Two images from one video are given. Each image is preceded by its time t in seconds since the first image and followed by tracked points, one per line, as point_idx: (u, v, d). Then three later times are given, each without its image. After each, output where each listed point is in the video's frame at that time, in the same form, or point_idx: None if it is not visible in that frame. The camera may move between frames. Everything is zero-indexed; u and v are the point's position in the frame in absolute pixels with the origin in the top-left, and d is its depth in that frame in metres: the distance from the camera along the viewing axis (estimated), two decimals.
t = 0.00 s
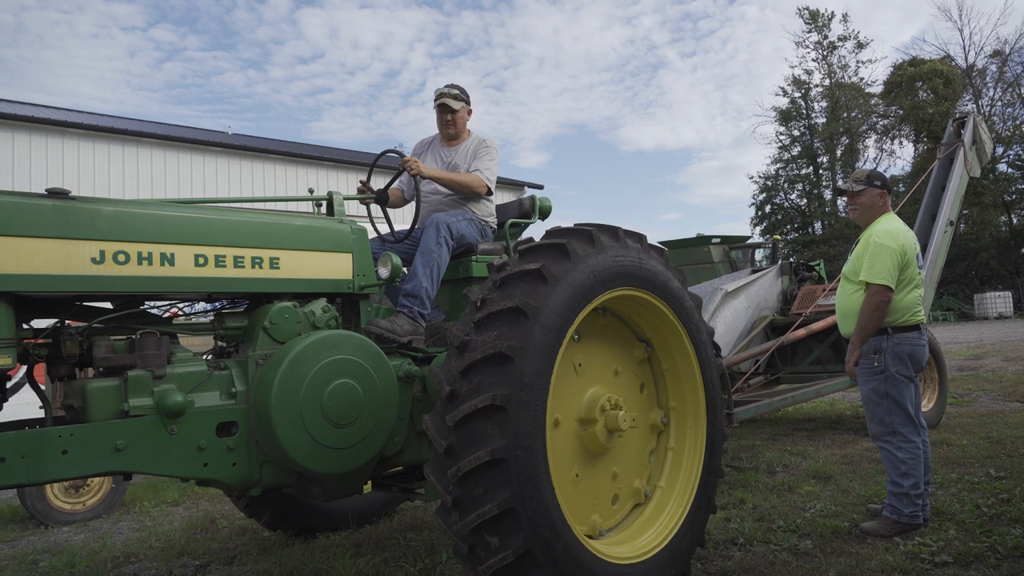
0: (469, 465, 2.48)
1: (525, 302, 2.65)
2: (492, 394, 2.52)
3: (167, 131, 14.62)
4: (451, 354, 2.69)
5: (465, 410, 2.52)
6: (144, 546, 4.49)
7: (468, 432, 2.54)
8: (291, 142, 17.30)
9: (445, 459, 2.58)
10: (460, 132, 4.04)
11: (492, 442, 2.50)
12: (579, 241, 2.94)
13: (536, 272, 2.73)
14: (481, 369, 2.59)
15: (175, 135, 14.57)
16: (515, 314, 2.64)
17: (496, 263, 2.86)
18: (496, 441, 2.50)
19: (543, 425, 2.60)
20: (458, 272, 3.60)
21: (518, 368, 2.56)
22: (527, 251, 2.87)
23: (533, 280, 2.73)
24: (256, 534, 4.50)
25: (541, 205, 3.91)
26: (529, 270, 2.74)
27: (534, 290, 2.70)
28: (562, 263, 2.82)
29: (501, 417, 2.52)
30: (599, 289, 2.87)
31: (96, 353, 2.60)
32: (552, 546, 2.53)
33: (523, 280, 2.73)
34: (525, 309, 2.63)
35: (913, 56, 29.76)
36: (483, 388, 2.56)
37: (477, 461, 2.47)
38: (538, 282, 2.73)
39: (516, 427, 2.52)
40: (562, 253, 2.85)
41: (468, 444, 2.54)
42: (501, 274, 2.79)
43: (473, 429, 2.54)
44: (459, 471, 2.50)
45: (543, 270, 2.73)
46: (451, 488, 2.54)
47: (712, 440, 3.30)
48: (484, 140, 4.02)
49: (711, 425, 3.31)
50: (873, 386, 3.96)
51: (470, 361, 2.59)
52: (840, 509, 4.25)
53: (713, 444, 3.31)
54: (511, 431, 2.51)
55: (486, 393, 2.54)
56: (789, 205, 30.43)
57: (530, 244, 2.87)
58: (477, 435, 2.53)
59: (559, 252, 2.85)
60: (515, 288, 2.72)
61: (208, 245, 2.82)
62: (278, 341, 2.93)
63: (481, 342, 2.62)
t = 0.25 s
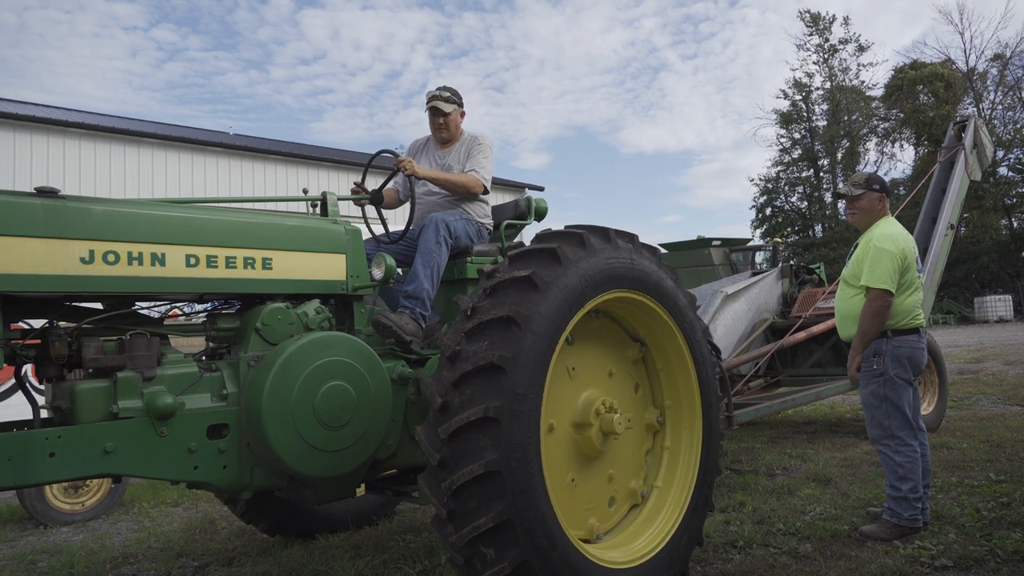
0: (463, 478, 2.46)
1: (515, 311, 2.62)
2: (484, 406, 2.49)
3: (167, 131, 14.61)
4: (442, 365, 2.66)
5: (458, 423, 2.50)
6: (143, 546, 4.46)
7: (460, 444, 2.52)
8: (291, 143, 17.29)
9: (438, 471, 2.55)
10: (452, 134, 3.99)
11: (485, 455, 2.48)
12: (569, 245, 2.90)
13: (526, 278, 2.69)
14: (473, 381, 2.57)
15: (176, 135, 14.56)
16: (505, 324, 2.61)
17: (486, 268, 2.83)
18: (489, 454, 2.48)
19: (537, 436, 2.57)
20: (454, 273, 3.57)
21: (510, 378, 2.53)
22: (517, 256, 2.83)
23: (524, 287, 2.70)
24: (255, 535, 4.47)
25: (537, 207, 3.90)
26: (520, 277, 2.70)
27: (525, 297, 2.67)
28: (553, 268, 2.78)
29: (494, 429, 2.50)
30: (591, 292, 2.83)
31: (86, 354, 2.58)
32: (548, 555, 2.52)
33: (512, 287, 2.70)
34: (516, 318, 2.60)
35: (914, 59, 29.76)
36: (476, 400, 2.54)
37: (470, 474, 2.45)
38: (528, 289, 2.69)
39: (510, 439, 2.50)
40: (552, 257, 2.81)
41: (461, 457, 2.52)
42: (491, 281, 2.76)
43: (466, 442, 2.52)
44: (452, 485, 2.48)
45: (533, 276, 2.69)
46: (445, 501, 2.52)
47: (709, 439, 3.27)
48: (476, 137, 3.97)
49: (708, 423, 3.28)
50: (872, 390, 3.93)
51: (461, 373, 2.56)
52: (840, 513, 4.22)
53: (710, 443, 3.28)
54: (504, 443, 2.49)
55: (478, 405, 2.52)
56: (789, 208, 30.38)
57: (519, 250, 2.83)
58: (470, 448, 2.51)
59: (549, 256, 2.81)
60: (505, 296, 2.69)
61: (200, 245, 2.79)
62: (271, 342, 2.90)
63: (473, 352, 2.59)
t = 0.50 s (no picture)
0: (457, 493, 2.43)
1: (506, 321, 2.59)
2: (477, 420, 2.46)
3: (167, 133, 14.59)
4: (432, 378, 2.60)
5: (451, 437, 2.46)
6: (142, 549, 4.43)
7: (454, 458, 2.49)
8: (291, 146, 17.27)
9: (432, 485, 2.52)
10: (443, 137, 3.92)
11: (479, 469, 2.45)
12: (559, 250, 2.86)
13: (516, 287, 2.65)
14: (464, 394, 2.53)
15: (176, 138, 14.54)
16: (496, 335, 2.58)
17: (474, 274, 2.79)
18: (483, 468, 2.45)
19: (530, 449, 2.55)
20: (449, 275, 3.54)
21: (503, 391, 2.50)
22: (507, 263, 2.77)
23: (514, 296, 2.66)
24: (255, 538, 4.43)
25: (533, 209, 3.86)
26: (509, 286, 2.66)
27: (516, 306, 2.63)
28: (543, 275, 2.74)
29: (487, 443, 2.47)
30: (583, 298, 2.81)
31: (74, 358, 2.55)
32: (545, 564, 2.51)
33: (501, 295, 2.66)
34: (506, 329, 2.56)
35: (914, 62, 29.76)
36: (468, 413, 2.50)
37: (465, 489, 2.42)
38: (519, 298, 2.65)
39: (504, 453, 2.47)
40: (542, 264, 2.77)
41: (455, 471, 2.48)
42: (480, 290, 2.71)
43: (460, 455, 2.48)
44: (447, 499, 2.45)
45: (523, 284, 2.65)
46: (440, 515, 2.49)
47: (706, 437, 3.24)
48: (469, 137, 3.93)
49: (704, 422, 3.25)
50: (867, 394, 3.90)
51: (452, 386, 2.52)
52: (840, 516, 4.18)
53: (707, 441, 3.26)
54: (498, 456, 2.46)
55: (471, 419, 2.48)
56: (789, 211, 30.33)
57: (508, 256, 2.78)
58: (464, 462, 2.48)
59: (538, 263, 2.77)
60: (495, 306, 2.64)
61: (191, 247, 2.76)
62: (263, 345, 2.87)
63: (463, 365, 2.55)
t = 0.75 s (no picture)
0: (449, 507, 2.40)
1: (493, 331, 2.55)
2: (467, 434, 2.43)
3: (165, 135, 14.56)
4: (420, 391, 2.58)
5: (440, 452, 2.43)
6: (139, 552, 4.39)
7: (444, 471, 2.46)
8: (288, 148, 17.24)
9: (424, 499, 2.49)
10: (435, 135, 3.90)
11: (470, 483, 2.42)
12: (546, 254, 2.82)
13: (502, 295, 2.62)
14: (453, 407, 2.50)
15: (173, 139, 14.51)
16: (484, 345, 2.55)
17: (461, 281, 2.76)
18: (475, 481, 2.42)
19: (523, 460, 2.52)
20: (441, 276, 3.51)
21: (492, 403, 2.47)
22: (494, 270, 2.74)
23: (501, 305, 2.62)
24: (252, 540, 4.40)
25: (526, 210, 3.83)
26: (496, 294, 2.63)
27: (503, 316, 2.60)
28: (530, 281, 2.70)
29: (478, 456, 2.43)
30: (572, 302, 2.77)
31: (59, 361, 2.51)
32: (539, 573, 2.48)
33: (489, 302, 2.63)
34: (494, 338, 2.53)
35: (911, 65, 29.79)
36: (457, 427, 2.47)
37: (456, 504, 2.39)
38: (506, 307, 2.62)
39: (495, 467, 2.44)
40: (530, 270, 2.74)
41: (446, 485, 2.45)
42: (467, 299, 2.68)
43: (450, 469, 2.45)
44: (439, 514, 2.42)
45: (511, 292, 2.62)
46: (432, 529, 2.46)
47: (699, 437, 3.21)
48: (461, 137, 3.90)
49: (697, 422, 3.22)
50: (860, 399, 3.85)
51: (440, 399, 2.49)
52: (837, 518, 4.15)
53: (700, 442, 3.23)
54: (489, 469, 2.43)
55: (460, 433, 2.45)
56: (787, 213, 30.35)
57: (495, 263, 2.75)
58: (455, 475, 2.44)
59: (525, 269, 2.73)
60: (482, 315, 2.62)
61: (178, 249, 2.73)
62: (251, 347, 2.83)
63: (451, 377, 2.53)
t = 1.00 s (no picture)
0: (452, 504, 2.40)
1: (497, 329, 2.57)
2: (471, 430, 2.44)
3: (165, 137, 14.57)
4: (425, 388, 2.59)
5: (444, 448, 2.44)
6: (139, 554, 4.40)
7: (448, 469, 2.46)
8: (289, 150, 17.25)
9: (426, 496, 2.49)
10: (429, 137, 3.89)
11: (473, 480, 2.43)
12: (551, 255, 2.83)
13: (507, 295, 2.63)
14: (457, 404, 2.51)
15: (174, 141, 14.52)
16: (488, 344, 2.56)
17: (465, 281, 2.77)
18: (478, 478, 2.43)
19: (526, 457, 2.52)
20: (442, 279, 3.51)
21: (496, 401, 2.48)
22: (499, 270, 2.75)
23: (506, 304, 2.64)
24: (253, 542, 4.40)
25: (527, 212, 3.86)
26: (501, 294, 2.64)
27: (507, 314, 2.61)
28: (535, 281, 2.71)
29: (480, 453, 2.44)
30: (575, 303, 2.78)
31: (63, 363, 2.52)
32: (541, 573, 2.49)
33: (493, 302, 2.64)
34: (498, 337, 2.54)
35: (911, 67, 29.80)
36: (461, 424, 2.48)
37: (459, 500, 2.40)
38: (511, 305, 2.63)
39: (498, 463, 2.44)
40: (534, 270, 2.75)
41: (449, 481, 2.46)
42: (472, 298, 2.69)
43: (454, 466, 2.46)
44: (442, 510, 2.42)
45: (515, 291, 2.63)
46: (435, 526, 2.46)
47: (701, 441, 3.22)
48: (456, 140, 3.88)
49: (699, 426, 3.23)
50: (858, 406, 3.84)
51: (445, 397, 2.50)
52: (839, 521, 4.16)
53: (703, 445, 3.23)
54: (492, 466, 2.44)
55: (463, 430, 2.46)
56: (788, 215, 30.36)
57: (500, 264, 2.76)
58: (458, 472, 2.45)
59: (530, 269, 2.74)
60: (487, 314, 2.64)
61: (181, 252, 2.74)
62: (254, 350, 2.84)
63: (456, 375, 2.54)
